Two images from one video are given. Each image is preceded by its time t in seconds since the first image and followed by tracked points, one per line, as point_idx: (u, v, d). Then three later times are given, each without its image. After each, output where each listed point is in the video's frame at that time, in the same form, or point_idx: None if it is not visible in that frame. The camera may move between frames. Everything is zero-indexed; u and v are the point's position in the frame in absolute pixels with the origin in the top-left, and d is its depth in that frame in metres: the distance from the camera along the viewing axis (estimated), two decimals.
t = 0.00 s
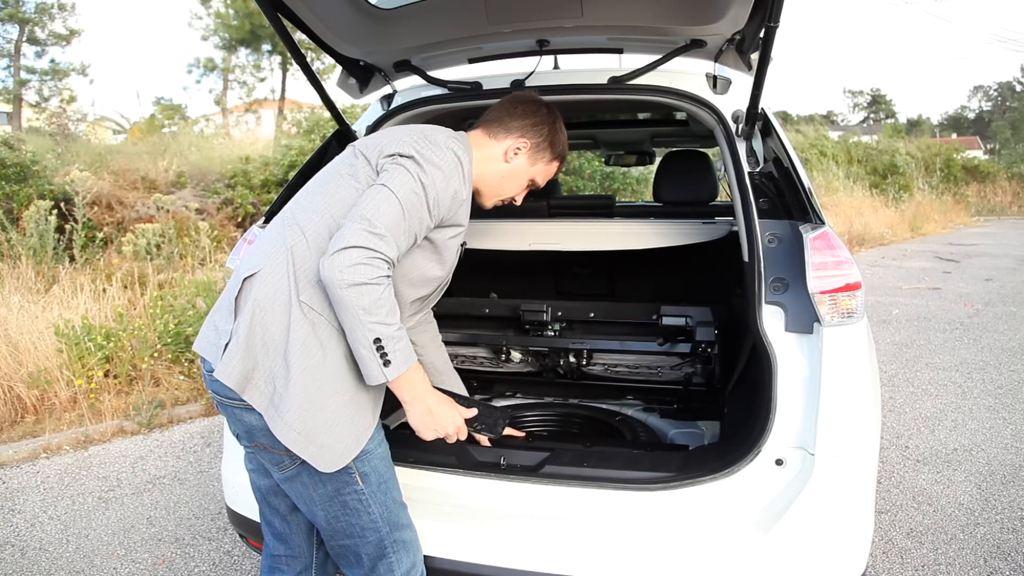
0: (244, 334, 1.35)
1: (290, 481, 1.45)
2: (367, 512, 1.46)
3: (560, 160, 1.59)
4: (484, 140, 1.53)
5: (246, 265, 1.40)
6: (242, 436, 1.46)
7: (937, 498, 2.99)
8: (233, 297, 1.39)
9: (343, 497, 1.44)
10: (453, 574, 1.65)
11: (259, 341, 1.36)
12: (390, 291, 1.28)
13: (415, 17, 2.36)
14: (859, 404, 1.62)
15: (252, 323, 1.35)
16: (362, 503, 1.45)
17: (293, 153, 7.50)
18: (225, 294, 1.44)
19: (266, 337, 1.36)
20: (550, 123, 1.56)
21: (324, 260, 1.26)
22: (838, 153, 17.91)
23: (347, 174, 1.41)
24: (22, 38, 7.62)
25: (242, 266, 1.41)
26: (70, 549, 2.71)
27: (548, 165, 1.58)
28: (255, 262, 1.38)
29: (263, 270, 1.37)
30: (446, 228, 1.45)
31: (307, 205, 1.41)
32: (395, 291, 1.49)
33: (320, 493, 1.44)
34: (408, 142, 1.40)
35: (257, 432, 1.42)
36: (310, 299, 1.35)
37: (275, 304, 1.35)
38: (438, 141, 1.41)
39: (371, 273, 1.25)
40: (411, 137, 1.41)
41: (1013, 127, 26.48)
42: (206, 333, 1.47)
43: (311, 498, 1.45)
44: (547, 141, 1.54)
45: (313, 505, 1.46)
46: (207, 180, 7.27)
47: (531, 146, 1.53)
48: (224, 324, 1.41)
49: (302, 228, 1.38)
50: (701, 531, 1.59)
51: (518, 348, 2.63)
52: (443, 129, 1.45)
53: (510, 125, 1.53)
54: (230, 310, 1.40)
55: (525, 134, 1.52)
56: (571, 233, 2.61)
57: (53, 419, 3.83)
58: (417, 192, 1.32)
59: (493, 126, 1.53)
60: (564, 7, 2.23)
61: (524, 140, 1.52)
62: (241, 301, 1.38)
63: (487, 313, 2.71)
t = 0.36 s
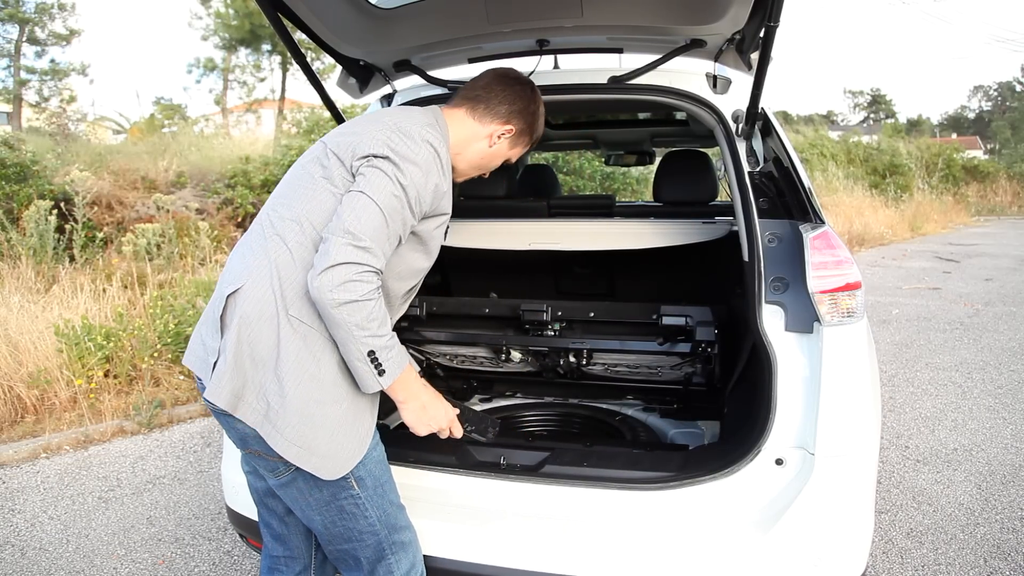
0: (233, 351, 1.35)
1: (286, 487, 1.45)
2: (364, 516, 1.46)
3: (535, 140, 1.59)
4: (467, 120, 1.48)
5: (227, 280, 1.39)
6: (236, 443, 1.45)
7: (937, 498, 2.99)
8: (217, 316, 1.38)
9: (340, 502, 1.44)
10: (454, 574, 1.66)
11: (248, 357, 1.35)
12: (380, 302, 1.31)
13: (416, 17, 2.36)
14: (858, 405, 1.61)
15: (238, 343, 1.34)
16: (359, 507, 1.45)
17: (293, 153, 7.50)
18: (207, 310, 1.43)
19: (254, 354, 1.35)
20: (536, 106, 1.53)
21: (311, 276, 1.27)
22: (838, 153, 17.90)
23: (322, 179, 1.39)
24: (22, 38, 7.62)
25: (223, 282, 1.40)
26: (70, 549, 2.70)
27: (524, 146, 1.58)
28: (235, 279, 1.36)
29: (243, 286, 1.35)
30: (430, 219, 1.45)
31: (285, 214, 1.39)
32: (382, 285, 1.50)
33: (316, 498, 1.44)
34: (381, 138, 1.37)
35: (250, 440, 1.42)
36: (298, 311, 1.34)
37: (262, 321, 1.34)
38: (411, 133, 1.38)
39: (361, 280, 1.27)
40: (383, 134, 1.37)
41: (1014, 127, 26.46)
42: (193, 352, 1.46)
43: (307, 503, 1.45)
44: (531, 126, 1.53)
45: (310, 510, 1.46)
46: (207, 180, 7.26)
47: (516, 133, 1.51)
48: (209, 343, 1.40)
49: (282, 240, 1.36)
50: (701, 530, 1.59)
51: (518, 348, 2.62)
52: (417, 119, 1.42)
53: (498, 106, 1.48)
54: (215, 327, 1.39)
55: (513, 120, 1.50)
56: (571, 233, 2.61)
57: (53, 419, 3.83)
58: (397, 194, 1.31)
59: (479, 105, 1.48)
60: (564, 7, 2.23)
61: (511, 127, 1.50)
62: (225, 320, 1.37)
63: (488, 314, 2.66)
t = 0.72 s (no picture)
0: (238, 363, 1.35)
1: (286, 490, 1.44)
2: (363, 520, 1.45)
3: (530, 118, 1.58)
4: (455, 101, 1.48)
5: (226, 291, 1.38)
6: (237, 446, 1.45)
7: (937, 498, 2.99)
8: (217, 328, 1.38)
9: (340, 505, 1.44)
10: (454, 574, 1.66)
11: (253, 368, 1.35)
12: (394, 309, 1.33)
13: (416, 17, 2.36)
14: (858, 405, 1.61)
15: (241, 354, 1.34)
16: (358, 511, 1.44)
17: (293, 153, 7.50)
18: (207, 321, 1.42)
19: (258, 365, 1.35)
20: (523, 82, 1.52)
21: (325, 291, 1.28)
22: (838, 153, 17.89)
23: (318, 185, 1.37)
24: (22, 38, 7.62)
25: (222, 293, 1.39)
26: (70, 549, 2.70)
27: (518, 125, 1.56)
28: (234, 290, 1.36)
29: (241, 298, 1.35)
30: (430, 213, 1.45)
31: (283, 222, 1.38)
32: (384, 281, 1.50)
33: (316, 501, 1.44)
34: (376, 141, 1.35)
35: (251, 443, 1.41)
36: (301, 319, 1.34)
37: (264, 331, 1.34)
38: (406, 133, 1.36)
39: (374, 295, 1.28)
40: (377, 135, 1.35)
41: (1014, 127, 26.46)
42: (194, 361, 1.46)
43: (307, 507, 1.45)
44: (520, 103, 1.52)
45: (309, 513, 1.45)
46: (207, 180, 7.26)
47: (505, 109, 1.50)
48: (210, 354, 1.40)
49: (280, 248, 1.36)
50: (701, 530, 1.59)
51: (518, 348, 2.62)
52: (410, 116, 1.40)
53: (483, 81, 1.48)
54: (216, 338, 1.39)
55: (500, 96, 1.49)
56: (571, 233, 2.61)
57: (53, 419, 3.83)
58: (401, 203, 1.31)
59: (465, 83, 1.48)
60: (564, 7, 2.23)
61: (499, 102, 1.49)
62: (226, 331, 1.37)
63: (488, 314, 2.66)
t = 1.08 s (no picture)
0: (291, 368, 1.33)
1: (305, 487, 1.43)
2: (380, 521, 1.46)
3: (571, 120, 1.56)
4: (491, 113, 1.51)
5: (280, 292, 1.35)
6: (258, 441, 1.42)
7: (937, 498, 2.99)
8: (264, 329, 1.35)
9: (358, 505, 1.43)
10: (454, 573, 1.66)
11: (307, 374, 1.34)
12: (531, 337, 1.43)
13: (416, 17, 2.36)
14: (858, 404, 1.62)
15: (296, 361, 1.33)
16: (376, 512, 1.45)
17: (293, 153, 7.50)
18: (251, 317, 1.38)
19: (314, 372, 1.33)
20: (555, 82, 1.52)
21: (483, 346, 1.38)
22: (839, 153, 17.90)
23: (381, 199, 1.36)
24: (22, 38, 7.63)
25: (272, 292, 1.36)
26: (70, 549, 2.70)
27: (560, 127, 1.55)
28: (287, 295, 1.34)
29: (296, 303, 1.33)
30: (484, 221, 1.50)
31: (342, 230, 1.36)
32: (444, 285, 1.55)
33: (335, 500, 1.43)
34: (457, 173, 1.36)
35: (276, 439, 1.39)
36: (357, 329, 1.34)
37: (321, 340, 1.33)
38: (489, 168, 1.38)
39: (521, 344, 1.38)
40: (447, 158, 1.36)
41: (1014, 128, 26.45)
42: (227, 355, 1.43)
43: (325, 505, 1.43)
44: (554, 102, 1.51)
45: (326, 512, 1.44)
46: (207, 181, 7.26)
47: (540, 110, 1.50)
48: (252, 352, 1.38)
49: (340, 257, 1.34)
50: (700, 530, 1.58)
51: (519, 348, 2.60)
52: (482, 143, 1.41)
53: (513, 85, 1.50)
54: (263, 340, 1.36)
55: (531, 99, 1.50)
56: (570, 233, 2.61)
57: (53, 419, 3.83)
58: (504, 245, 1.38)
59: (497, 95, 1.51)
60: (564, 7, 2.23)
61: (531, 104, 1.49)
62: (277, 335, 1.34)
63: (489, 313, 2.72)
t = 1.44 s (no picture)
0: (376, 366, 1.35)
1: (334, 482, 1.43)
2: (403, 519, 1.46)
3: (618, 161, 1.69)
4: (547, 152, 1.62)
5: (368, 292, 1.37)
6: (292, 434, 1.42)
7: (937, 498, 2.99)
8: (349, 325, 1.35)
9: (385, 502, 1.44)
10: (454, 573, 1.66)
11: (390, 373, 1.36)
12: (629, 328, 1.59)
13: (416, 17, 2.36)
14: (859, 404, 1.62)
15: (385, 360, 1.36)
16: (403, 510, 1.45)
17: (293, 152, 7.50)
18: (327, 313, 1.37)
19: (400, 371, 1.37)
20: (604, 126, 1.65)
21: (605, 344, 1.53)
22: (839, 153, 17.89)
23: (470, 214, 1.44)
24: (22, 38, 7.63)
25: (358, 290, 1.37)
26: (70, 549, 2.70)
27: (608, 167, 1.68)
28: (377, 296, 1.36)
29: (387, 306, 1.36)
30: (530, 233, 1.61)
31: (429, 237, 1.41)
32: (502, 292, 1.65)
33: (363, 496, 1.43)
34: (542, 195, 1.47)
35: (312, 431, 1.39)
36: (437, 336, 1.41)
37: (408, 343, 1.37)
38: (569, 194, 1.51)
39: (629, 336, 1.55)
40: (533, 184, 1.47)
41: (1014, 128, 26.43)
42: (289, 346, 1.39)
43: (351, 501, 1.44)
44: (604, 144, 1.64)
45: (351, 508, 1.44)
46: (207, 180, 7.26)
47: (592, 151, 1.62)
48: (328, 345, 1.36)
49: (427, 266, 1.40)
50: (698, 531, 1.58)
51: (518, 348, 2.63)
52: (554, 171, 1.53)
53: (567, 127, 1.62)
54: (346, 336, 1.35)
55: (584, 141, 1.61)
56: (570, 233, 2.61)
57: (53, 419, 3.83)
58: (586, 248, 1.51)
59: (552, 135, 1.62)
60: (564, 7, 2.23)
61: (584, 146, 1.62)
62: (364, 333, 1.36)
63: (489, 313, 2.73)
